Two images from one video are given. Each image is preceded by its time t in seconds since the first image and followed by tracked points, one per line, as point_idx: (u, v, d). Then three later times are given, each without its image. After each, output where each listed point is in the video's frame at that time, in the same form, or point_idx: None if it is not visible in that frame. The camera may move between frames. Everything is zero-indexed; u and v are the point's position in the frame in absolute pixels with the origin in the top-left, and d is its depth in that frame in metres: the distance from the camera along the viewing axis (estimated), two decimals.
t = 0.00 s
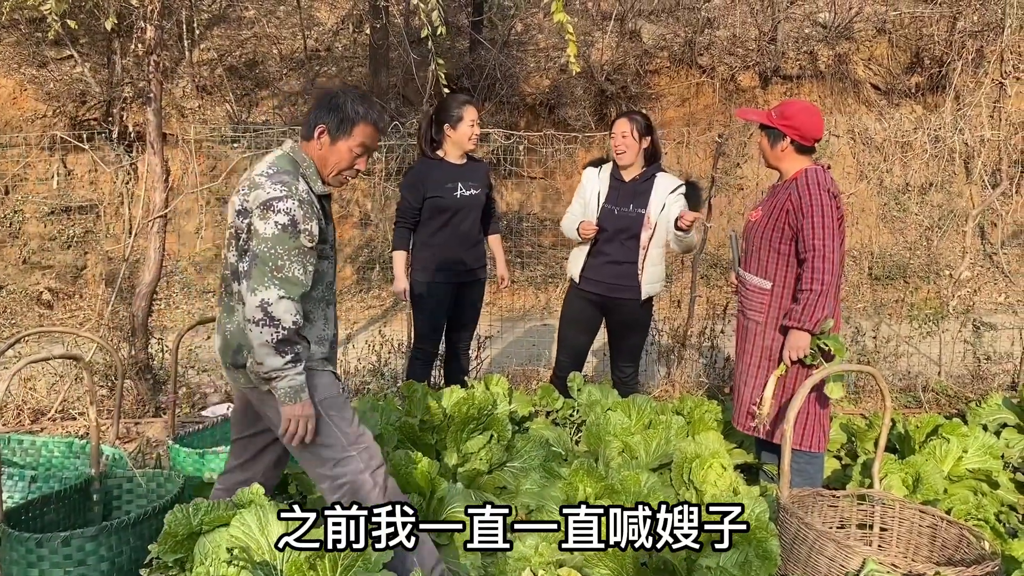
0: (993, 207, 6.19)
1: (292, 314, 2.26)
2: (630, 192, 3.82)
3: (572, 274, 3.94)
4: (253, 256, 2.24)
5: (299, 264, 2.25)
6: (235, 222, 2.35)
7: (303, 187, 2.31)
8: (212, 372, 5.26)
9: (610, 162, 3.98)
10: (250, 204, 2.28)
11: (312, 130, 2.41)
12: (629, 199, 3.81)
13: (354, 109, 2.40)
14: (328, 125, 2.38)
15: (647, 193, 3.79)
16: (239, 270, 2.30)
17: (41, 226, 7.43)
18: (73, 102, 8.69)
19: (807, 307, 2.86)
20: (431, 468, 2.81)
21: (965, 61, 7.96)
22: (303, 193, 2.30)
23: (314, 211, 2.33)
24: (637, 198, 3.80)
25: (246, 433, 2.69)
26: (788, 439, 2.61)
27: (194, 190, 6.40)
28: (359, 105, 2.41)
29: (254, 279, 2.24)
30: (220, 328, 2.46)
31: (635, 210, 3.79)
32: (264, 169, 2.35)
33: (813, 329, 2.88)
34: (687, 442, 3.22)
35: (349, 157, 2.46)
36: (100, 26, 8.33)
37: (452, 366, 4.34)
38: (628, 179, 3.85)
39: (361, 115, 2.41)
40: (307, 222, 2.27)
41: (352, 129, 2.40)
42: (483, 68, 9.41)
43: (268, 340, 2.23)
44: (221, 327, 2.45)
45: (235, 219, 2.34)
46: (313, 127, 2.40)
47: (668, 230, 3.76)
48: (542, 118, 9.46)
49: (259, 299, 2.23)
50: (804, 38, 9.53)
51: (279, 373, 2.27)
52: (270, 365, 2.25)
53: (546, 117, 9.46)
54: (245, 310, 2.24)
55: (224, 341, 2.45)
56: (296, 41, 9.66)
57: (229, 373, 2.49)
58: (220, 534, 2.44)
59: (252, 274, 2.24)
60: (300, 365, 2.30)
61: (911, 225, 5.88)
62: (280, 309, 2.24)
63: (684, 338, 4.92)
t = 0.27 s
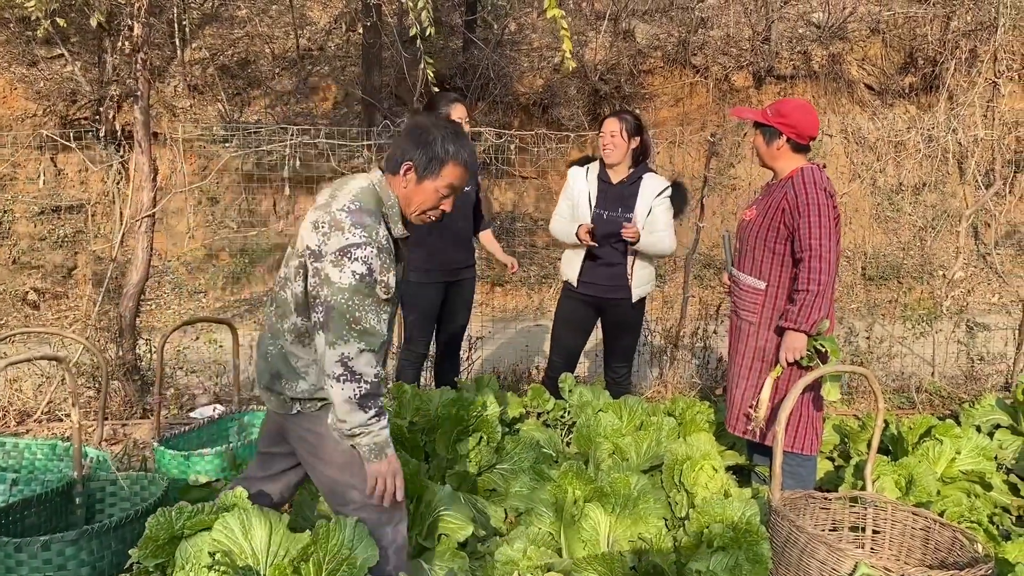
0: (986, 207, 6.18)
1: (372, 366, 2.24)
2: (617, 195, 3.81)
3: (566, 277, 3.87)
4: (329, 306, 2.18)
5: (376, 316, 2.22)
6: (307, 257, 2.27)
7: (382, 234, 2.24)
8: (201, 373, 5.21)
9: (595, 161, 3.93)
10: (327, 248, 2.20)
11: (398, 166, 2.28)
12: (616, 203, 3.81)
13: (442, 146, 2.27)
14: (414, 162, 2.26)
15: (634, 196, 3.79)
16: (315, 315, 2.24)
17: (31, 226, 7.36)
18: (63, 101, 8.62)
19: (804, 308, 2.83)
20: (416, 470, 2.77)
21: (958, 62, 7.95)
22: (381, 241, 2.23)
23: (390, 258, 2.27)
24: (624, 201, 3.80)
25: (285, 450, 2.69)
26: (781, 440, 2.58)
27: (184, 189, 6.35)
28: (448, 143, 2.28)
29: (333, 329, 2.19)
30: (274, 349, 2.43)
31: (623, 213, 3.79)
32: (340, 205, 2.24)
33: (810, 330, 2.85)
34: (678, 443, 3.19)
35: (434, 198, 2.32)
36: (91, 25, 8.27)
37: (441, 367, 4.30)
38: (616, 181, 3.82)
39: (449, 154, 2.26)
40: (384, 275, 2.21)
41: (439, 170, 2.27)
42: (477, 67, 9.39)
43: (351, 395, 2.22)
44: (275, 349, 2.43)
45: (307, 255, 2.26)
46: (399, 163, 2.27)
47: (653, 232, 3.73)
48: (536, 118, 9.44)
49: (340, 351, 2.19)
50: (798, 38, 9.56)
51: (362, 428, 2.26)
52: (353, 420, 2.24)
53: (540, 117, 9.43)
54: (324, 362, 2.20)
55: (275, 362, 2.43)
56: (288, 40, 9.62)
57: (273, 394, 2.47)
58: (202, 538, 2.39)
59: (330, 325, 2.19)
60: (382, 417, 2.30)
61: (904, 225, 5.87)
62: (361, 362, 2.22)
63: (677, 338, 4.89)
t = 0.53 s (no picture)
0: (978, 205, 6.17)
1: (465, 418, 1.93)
2: (601, 202, 3.77)
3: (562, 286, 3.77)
4: (412, 360, 1.86)
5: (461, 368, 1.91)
6: (379, 287, 1.93)
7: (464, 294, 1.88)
8: (189, 373, 5.17)
9: (576, 166, 3.84)
10: (404, 300, 1.87)
11: (488, 230, 1.91)
12: (601, 209, 3.77)
13: (541, 227, 1.88)
14: (508, 236, 1.88)
15: (619, 201, 3.77)
16: (395, 370, 1.90)
17: (20, 225, 7.30)
18: (53, 100, 8.55)
19: (803, 309, 2.81)
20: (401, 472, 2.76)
21: (950, 60, 7.94)
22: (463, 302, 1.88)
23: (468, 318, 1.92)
24: (610, 208, 3.77)
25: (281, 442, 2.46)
26: (768, 441, 2.55)
27: (173, 188, 6.29)
28: (549, 221, 1.90)
29: (416, 385, 1.88)
30: (293, 346, 2.17)
31: (609, 221, 3.76)
32: (421, 250, 1.88)
33: (808, 333, 2.83)
34: (666, 444, 3.17)
35: (517, 277, 1.93)
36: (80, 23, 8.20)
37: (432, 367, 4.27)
38: (600, 187, 3.78)
39: (548, 237, 1.88)
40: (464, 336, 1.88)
41: (532, 252, 1.88)
42: (469, 66, 9.35)
43: (446, 454, 1.90)
44: (296, 346, 2.16)
45: (380, 281, 1.92)
46: (491, 230, 1.90)
47: (639, 236, 3.76)
48: (528, 117, 9.41)
49: (429, 407, 1.88)
50: (790, 37, 9.51)
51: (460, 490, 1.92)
52: (451, 482, 1.90)
53: (532, 115, 9.40)
54: (413, 418, 1.89)
55: (292, 361, 2.17)
56: (280, 39, 9.56)
57: (285, 395, 2.21)
58: (183, 541, 2.35)
59: (414, 377, 1.87)
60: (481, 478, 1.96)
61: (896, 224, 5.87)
62: (453, 415, 1.90)
63: (667, 338, 4.88)
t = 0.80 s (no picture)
0: (971, 203, 6.17)
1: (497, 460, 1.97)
2: (593, 201, 3.77)
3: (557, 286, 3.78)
4: (443, 405, 1.89)
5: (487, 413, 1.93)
6: (406, 326, 1.92)
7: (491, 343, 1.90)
8: (180, 372, 5.15)
9: (567, 167, 3.87)
10: (434, 344, 1.87)
11: (514, 287, 1.90)
12: (593, 208, 3.76)
13: (569, 290, 1.89)
14: (535, 296, 1.88)
15: (609, 199, 3.75)
16: (424, 411, 1.92)
17: (11, 224, 7.25)
18: (44, 98, 8.50)
19: (810, 311, 2.80)
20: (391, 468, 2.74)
21: (943, 58, 7.95)
22: (490, 351, 1.89)
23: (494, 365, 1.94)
24: (601, 206, 3.76)
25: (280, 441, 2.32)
26: (758, 439, 2.54)
27: (165, 186, 6.26)
28: (576, 284, 1.91)
29: (448, 426, 1.91)
30: (298, 351, 2.09)
31: (600, 219, 3.76)
32: (452, 295, 1.87)
33: (816, 335, 2.84)
34: (658, 442, 3.17)
35: (536, 335, 1.94)
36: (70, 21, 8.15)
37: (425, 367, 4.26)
38: (591, 187, 3.78)
39: (572, 302, 1.89)
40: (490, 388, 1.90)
41: (557, 314, 1.89)
42: (462, 64, 9.33)
43: (481, 493, 1.93)
44: (302, 351, 2.09)
45: (408, 317, 1.91)
46: (517, 287, 1.89)
47: (630, 233, 3.72)
48: (522, 116, 9.40)
49: (461, 447, 1.91)
50: (783, 35, 9.50)
51: (490, 532, 1.97)
52: (483, 524, 1.95)
53: (526, 114, 9.39)
54: (445, 462, 1.92)
55: (298, 366, 2.10)
56: (272, 37, 9.53)
57: (289, 400, 2.15)
58: (170, 540, 2.33)
59: (445, 419, 1.90)
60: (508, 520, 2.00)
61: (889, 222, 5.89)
62: (486, 457, 1.94)
63: (660, 336, 4.87)
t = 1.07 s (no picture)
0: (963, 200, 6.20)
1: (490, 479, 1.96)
2: (588, 199, 3.78)
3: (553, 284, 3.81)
4: (444, 418, 1.87)
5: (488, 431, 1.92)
6: (417, 338, 1.91)
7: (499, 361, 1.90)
8: (176, 370, 5.15)
9: (561, 165, 3.86)
10: (444, 357, 1.87)
11: (527, 308, 1.89)
12: (587, 207, 3.78)
13: (581, 312, 1.90)
14: (549, 319, 1.87)
15: (604, 197, 3.76)
16: (423, 424, 1.90)
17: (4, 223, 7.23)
18: (38, 96, 8.47)
19: (813, 311, 2.83)
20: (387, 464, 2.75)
21: (936, 55, 7.97)
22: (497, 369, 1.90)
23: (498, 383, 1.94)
24: (596, 205, 3.77)
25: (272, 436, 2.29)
26: (752, 435, 2.56)
27: (160, 185, 6.25)
28: (589, 305, 1.92)
29: (448, 441, 1.89)
30: (304, 352, 2.07)
31: (594, 218, 3.77)
32: (465, 309, 1.86)
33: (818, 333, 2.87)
34: (652, 437, 3.19)
35: (548, 355, 1.95)
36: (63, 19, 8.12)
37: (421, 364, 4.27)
38: (586, 185, 3.79)
39: (585, 323, 1.91)
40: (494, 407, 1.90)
41: (571, 335, 1.90)
42: (457, 62, 9.32)
43: (472, 511, 1.91)
44: (308, 352, 2.06)
45: (419, 330, 1.91)
46: (530, 308, 1.89)
47: (624, 232, 3.74)
48: (517, 113, 9.40)
49: (457, 464, 1.89)
50: (777, 33, 9.51)
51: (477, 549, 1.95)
52: (472, 541, 1.93)
53: (520, 111, 9.39)
54: (441, 476, 1.90)
55: (304, 367, 2.07)
56: (266, 35, 9.51)
57: (292, 402, 2.12)
58: (167, 536, 2.35)
59: (444, 435, 1.88)
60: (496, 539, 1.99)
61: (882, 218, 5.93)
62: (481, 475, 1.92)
63: (655, 333, 4.89)
